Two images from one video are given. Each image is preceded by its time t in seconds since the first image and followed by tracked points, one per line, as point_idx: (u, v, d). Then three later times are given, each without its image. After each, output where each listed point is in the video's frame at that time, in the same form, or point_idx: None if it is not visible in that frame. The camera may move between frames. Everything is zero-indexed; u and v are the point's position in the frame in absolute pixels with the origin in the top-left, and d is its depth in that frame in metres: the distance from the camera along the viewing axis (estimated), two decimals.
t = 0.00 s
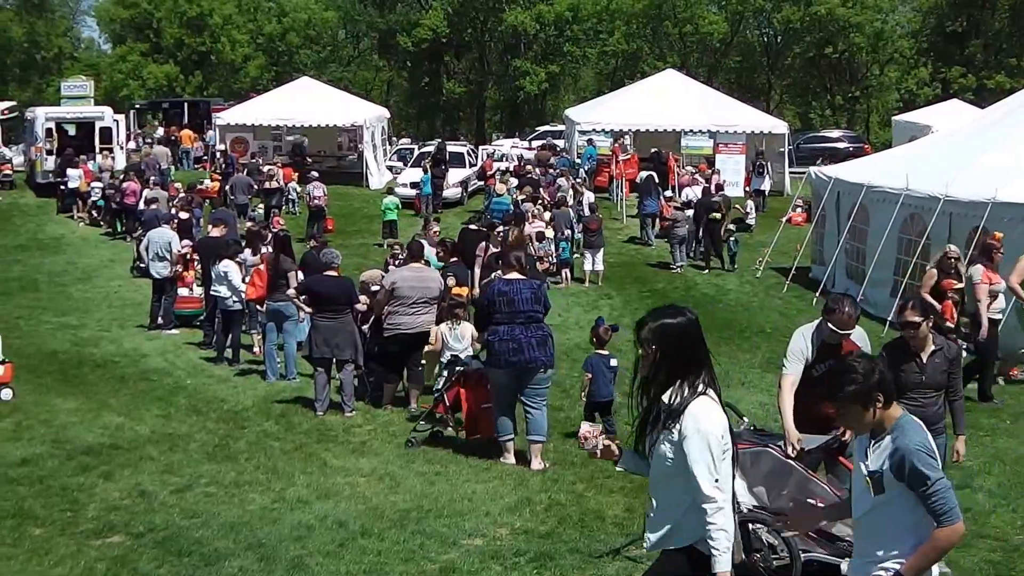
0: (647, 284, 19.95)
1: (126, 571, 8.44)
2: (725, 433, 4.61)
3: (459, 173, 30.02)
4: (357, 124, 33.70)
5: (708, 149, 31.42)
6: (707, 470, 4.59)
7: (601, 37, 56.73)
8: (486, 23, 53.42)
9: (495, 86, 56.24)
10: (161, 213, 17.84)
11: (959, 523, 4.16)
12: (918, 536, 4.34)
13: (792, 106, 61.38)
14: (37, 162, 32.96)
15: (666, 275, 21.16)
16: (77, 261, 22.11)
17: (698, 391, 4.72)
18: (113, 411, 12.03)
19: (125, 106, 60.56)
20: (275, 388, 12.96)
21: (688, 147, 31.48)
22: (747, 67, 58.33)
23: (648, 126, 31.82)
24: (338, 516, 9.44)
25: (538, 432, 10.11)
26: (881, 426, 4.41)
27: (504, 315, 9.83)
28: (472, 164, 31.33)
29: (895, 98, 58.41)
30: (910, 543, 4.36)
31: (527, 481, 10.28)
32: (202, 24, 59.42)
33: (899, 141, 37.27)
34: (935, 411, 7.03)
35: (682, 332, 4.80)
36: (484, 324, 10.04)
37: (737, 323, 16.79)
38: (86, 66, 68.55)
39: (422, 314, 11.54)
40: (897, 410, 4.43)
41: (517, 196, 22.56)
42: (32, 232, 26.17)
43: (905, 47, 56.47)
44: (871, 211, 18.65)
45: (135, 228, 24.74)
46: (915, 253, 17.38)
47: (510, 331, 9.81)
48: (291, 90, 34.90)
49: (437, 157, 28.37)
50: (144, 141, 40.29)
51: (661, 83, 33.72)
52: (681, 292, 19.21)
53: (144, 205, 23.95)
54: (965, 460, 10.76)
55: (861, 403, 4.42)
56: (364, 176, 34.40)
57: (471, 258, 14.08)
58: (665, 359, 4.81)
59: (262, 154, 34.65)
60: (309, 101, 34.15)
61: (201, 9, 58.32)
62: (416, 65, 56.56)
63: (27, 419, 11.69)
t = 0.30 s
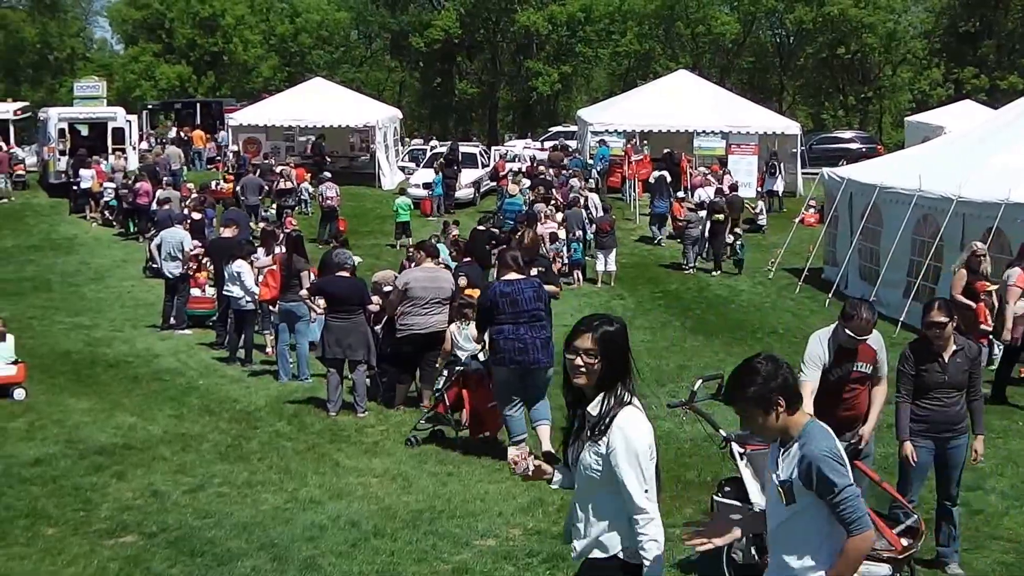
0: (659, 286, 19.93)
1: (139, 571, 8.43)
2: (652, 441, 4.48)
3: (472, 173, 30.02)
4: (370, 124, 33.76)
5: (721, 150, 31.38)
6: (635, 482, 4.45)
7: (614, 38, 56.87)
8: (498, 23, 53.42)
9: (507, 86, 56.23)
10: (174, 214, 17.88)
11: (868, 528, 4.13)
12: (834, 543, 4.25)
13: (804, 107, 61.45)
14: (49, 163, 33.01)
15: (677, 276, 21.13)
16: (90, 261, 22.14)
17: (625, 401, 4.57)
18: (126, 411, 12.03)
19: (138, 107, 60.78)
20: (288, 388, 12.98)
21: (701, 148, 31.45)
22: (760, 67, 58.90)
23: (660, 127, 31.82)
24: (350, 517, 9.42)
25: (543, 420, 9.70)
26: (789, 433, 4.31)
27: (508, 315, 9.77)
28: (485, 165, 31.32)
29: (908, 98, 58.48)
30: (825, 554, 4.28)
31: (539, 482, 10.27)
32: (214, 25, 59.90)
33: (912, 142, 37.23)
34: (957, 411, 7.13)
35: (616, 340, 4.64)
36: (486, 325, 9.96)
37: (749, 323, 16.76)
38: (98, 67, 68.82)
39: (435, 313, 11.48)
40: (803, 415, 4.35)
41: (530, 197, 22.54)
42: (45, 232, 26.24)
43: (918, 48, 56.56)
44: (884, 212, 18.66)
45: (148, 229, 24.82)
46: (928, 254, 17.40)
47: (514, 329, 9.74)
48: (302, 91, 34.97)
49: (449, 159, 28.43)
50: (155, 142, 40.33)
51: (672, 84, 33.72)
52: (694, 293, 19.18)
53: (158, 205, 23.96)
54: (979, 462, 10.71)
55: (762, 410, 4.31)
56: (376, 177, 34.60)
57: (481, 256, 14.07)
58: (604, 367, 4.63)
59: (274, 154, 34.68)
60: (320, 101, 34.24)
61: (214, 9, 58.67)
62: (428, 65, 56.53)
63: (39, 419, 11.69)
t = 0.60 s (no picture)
0: (677, 287, 19.92)
1: (159, 570, 8.41)
2: (575, 442, 4.29)
3: (490, 175, 30.07)
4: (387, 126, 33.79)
5: (740, 151, 31.15)
6: (550, 481, 4.29)
7: (632, 39, 56.82)
8: (517, 25, 53.33)
9: (526, 87, 56.20)
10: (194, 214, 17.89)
11: (755, 527, 3.88)
12: (721, 537, 4.08)
13: (823, 108, 61.44)
14: (68, 164, 33.10)
15: (694, 278, 21.10)
16: (108, 261, 22.17)
17: (561, 395, 4.37)
18: (144, 411, 12.02)
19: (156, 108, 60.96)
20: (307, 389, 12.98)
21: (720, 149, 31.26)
22: (779, 68, 58.72)
23: (677, 129, 31.82)
24: (369, 517, 9.39)
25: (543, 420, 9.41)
26: (693, 421, 4.08)
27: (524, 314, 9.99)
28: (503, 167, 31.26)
29: (927, 99, 58.35)
30: (711, 544, 4.09)
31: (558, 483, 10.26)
32: (233, 26, 60.17)
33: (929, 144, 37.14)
34: (994, 411, 7.14)
35: (549, 334, 4.39)
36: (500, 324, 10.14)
37: (766, 325, 16.75)
38: (117, 68, 69.01)
39: (454, 314, 11.51)
40: (711, 403, 4.11)
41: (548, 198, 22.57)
42: (63, 233, 26.33)
43: (937, 49, 56.46)
44: (904, 215, 18.65)
45: (167, 229, 24.90)
46: (947, 255, 17.38)
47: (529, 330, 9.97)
48: (319, 92, 34.99)
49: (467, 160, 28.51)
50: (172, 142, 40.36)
51: (690, 85, 33.66)
52: (712, 294, 19.16)
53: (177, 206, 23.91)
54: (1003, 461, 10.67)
55: (666, 395, 4.09)
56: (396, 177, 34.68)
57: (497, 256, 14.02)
58: (535, 361, 4.40)
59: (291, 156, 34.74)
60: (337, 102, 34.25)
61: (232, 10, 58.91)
62: (447, 66, 56.43)
63: (58, 419, 11.69)
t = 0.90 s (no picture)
0: (703, 289, 19.95)
1: (184, 570, 8.42)
2: (494, 445, 4.45)
3: (514, 176, 30.19)
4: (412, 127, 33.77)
5: (764, 152, 30.89)
6: (469, 486, 4.43)
7: (656, 39, 56.69)
8: (541, 26, 53.38)
9: (551, 89, 56.26)
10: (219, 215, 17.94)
11: (660, 542, 4.03)
12: (625, 551, 4.24)
13: (848, 110, 61.23)
14: (93, 164, 33.30)
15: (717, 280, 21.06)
16: (133, 261, 22.27)
17: (480, 401, 4.55)
18: (169, 411, 12.06)
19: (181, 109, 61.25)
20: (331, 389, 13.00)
21: (744, 150, 31.03)
22: (803, 69, 57.92)
23: (702, 129, 31.77)
24: (394, 517, 9.38)
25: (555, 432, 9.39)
26: (607, 432, 4.28)
27: (542, 317, 10.06)
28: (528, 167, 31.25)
29: (952, 100, 57.99)
30: (618, 556, 4.25)
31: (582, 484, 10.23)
32: (257, 27, 60.64)
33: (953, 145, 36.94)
34: None
35: (469, 341, 4.60)
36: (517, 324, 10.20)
37: (789, 327, 16.72)
38: (142, 69, 69.35)
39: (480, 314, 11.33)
40: (628, 418, 4.30)
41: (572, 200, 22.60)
42: (89, 233, 26.48)
43: (963, 50, 56.16)
44: (930, 216, 18.59)
45: (191, 230, 24.98)
46: (974, 257, 17.29)
47: (547, 333, 10.09)
48: (344, 93, 35.06)
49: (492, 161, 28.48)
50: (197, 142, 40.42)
51: (716, 87, 33.67)
52: (737, 296, 19.14)
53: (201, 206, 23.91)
54: None
55: (583, 401, 4.31)
56: (420, 179, 34.67)
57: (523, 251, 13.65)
58: (455, 369, 4.60)
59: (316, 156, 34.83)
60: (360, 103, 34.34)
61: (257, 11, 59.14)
62: (472, 68, 56.58)
63: (83, 419, 11.73)
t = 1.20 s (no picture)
0: (731, 292, 19.90)
1: (215, 570, 8.40)
2: (449, 428, 4.51)
3: (545, 177, 30.27)
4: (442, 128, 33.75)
5: (795, 155, 31.08)
6: (432, 470, 4.49)
7: (687, 41, 56.36)
8: (571, 27, 53.29)
9: (581, 91, 56.16)
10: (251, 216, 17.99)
11: (566, 537, 4.02)
12: (534, 543, 4.20)
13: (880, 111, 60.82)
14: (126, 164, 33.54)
15: (744, 283, 21.02)
16: (164, 262, 22.37)
17: (425, 386, 4.58)
18: (200, 411, 12.09)
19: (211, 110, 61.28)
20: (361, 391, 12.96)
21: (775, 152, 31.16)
22: (834, 71, 57.07)
23: (733, 131, 31.73)
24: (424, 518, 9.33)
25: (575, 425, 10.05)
26: (524, 420, 4.25)
27: (563, 318, 10.28)
28: (558, 168, 31.27)
29: (985, 101, 57.40)
30: (528, 549, 4.21)
31: (614, 485, 10.21)
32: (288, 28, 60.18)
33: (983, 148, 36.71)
34: None
35: (401, 326, 4.62)
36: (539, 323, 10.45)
37: (818, 329, 16.65)
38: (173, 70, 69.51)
39: (513, 317, 11.32)
40: (547, 407, 4.27)
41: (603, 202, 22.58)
42: (120, 233, 26.64)
43: (995, 51, 55.66)
44: (962, 219, 18.52)
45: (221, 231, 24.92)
46: (1006, 260, 17.21)
47: (567, 334, 10.27)
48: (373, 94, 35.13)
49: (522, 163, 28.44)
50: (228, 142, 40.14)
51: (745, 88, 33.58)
52: (767, 298, 19.09)
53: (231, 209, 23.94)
54: None
55: (505, 387, 4.26)
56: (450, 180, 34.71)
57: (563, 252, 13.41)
58: (396, 356, 4.59)
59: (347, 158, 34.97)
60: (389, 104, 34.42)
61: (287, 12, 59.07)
62: (501, 69, 56.57)
63: (115, 418, 11.76)
